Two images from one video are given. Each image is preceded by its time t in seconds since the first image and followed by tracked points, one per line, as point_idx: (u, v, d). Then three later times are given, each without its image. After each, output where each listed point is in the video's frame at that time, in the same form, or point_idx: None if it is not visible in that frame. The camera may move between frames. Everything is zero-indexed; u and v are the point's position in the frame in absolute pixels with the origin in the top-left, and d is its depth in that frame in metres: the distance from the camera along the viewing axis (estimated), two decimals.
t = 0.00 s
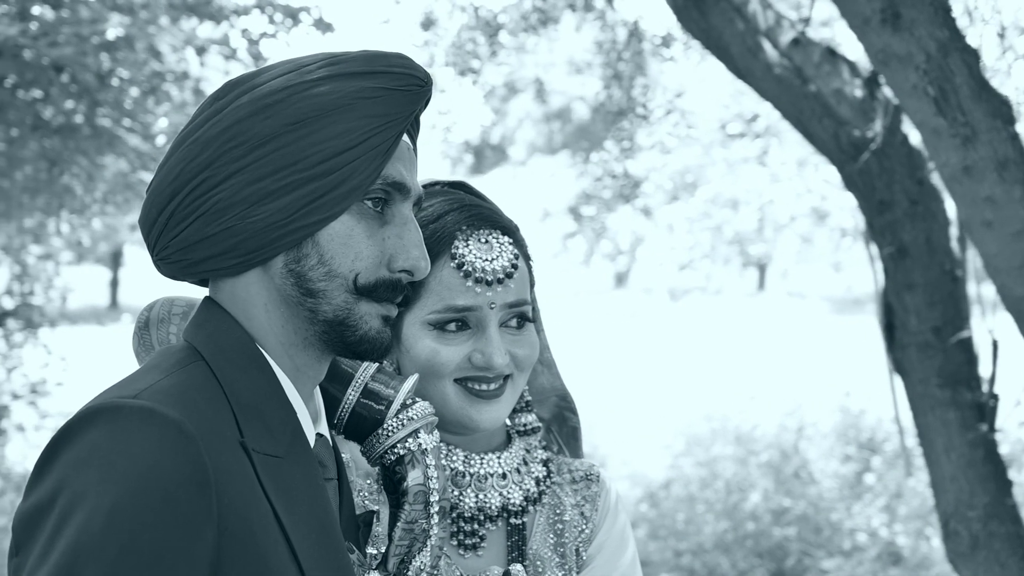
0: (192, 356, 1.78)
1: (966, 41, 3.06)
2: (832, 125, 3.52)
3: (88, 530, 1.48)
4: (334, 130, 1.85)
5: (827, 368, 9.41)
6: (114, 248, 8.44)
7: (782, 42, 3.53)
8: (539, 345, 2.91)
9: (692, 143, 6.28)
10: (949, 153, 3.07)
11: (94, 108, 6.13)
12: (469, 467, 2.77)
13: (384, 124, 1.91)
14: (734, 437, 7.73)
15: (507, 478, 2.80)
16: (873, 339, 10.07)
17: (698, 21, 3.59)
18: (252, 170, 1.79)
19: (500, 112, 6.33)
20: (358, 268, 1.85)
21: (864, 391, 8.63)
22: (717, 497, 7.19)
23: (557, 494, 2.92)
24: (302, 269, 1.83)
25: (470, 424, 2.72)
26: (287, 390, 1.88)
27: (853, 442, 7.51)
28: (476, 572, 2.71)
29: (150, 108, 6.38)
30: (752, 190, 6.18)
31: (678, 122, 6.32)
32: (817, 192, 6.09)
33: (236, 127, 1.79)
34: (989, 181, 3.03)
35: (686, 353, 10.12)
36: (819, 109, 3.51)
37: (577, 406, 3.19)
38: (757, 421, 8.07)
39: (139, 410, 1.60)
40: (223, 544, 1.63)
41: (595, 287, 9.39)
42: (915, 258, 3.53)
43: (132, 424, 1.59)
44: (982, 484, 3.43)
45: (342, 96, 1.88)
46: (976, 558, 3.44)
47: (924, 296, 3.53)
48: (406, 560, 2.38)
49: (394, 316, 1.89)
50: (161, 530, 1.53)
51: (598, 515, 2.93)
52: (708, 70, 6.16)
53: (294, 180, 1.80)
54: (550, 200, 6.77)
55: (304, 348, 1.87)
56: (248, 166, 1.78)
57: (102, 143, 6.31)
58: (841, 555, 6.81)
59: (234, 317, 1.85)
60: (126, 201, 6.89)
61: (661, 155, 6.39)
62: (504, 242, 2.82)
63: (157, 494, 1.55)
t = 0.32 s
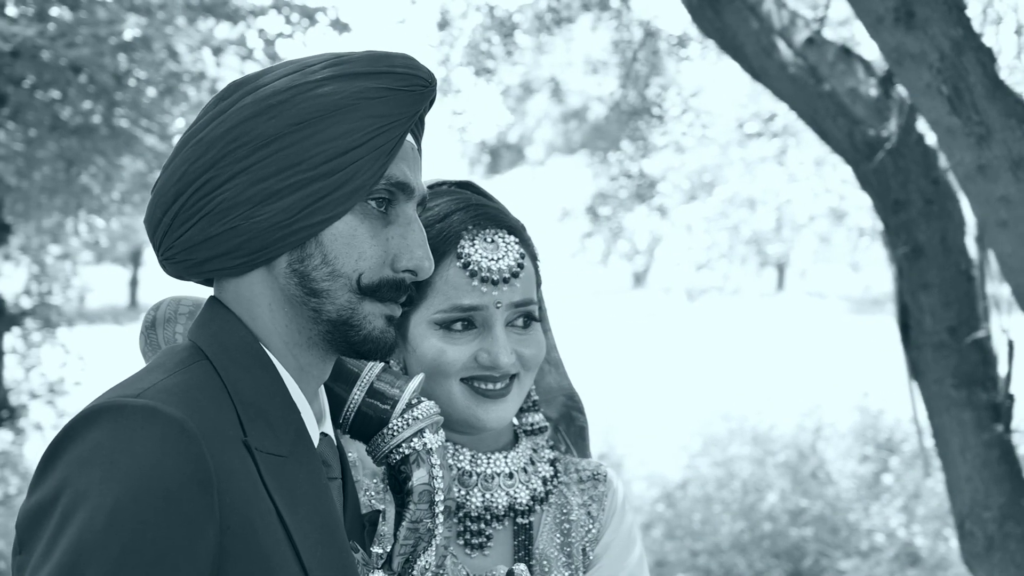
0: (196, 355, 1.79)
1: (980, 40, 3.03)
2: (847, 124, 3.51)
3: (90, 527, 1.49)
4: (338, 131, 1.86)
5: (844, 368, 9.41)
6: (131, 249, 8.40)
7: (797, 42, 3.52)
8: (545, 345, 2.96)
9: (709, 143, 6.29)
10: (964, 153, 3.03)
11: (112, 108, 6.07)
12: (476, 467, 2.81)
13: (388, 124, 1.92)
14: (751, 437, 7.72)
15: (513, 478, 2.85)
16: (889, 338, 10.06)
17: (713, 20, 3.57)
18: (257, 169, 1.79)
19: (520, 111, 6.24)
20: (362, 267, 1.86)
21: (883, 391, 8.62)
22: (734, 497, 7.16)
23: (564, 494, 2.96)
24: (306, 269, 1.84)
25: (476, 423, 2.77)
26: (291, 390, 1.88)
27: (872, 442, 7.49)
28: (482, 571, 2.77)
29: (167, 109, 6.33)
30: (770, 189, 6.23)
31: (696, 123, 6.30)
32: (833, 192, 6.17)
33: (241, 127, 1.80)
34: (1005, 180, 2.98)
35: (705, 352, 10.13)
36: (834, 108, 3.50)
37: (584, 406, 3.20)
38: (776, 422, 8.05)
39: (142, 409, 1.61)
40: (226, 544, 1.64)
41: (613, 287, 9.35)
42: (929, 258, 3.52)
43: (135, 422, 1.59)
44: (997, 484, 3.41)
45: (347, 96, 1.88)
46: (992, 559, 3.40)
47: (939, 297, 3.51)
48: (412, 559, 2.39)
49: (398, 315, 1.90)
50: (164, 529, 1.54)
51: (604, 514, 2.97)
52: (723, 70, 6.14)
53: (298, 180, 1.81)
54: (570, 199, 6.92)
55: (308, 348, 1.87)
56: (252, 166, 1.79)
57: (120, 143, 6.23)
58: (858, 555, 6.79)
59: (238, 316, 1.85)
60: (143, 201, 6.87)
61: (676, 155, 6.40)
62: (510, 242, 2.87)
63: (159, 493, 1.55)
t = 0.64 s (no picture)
0: (199, 355, 1.80)
1: (995, 40, 3.00)
2: (862, 124, 3.49)
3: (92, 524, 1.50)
4: (341, 131, 1.86)
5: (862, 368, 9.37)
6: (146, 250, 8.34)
7: (811, 41, 3.50)
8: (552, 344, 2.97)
9: (725, 143, 6.17)
10: (978, 152, 2.99)
11: (130, 108, 5.92)
12: (482, 466, 2.83)
13: (392, 124, 1.92)
14: (768, 437, 7.71)
15: (519, 477, 2.86)
16: (905, 335, 10.04)
17: (727, 19, 3.51)
18: (260, 169, 1.80)
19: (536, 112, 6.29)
20: (365, 267, 1.87)
21: (901, 391, 8.58)
22: (751, 497, 7.12)
23: (571, 494, 2.97)
24: (309, 269, 1.84)
25: (483, 422, 2.79)
26: (294, 389, 1.89)
27: (890, 442, 7.47)
28: (489, 570, 2.78)
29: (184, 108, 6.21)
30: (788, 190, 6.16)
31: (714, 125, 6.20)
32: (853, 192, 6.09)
33: (244, 127, 1.80)
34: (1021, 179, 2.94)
35: (722, 352, 10.10)
36: (848, 108, 3.48)
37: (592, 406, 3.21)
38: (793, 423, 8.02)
39: (144, 408, 1.61)
40: (227, 543, 1.64)
41: (630, 287, 9.32)
42: (945, 257, 3.49)
43: (136, 421, 1.60)
44: (1013, 485, 3.40)
45: (349, 96, 1.89)
46: (1008, 561, 3.41)
47: (954, 296, 3.48)
48: (416, 558, 2.42)
49: (401, 315, 1.90)
50: (166, 528, 1.55)
51: (611, 514, 2.97)
52: (737, 70, 6.03)
53: (301, 180, 1.81)
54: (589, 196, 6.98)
55: (311, 348, 1.88)
56: (255, 166, 1.79)
57: (138, 142, 6.07)
58: (875, 556, 6.76)
59: (242, 316, 1.86)
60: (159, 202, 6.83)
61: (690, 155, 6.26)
62: (516, 242, 2.88)
63: (161, 492, 1.56)
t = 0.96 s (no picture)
0: (201, 354, 1.80)
1: (1008, 38, 2.97)
2: (876, 124, 3.48)
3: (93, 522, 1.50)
4: (342, 131, 1.86)
5: (879, 368, 9.34)
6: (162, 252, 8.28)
7: (825, 40, 3.47)
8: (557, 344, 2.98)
9: (743, 143, 6.15)
10: (992, 152, 2.97)
11: (146, 109, 5.68)
12: (487, 466, 2.84)
13: (394, 124, 1.93)
14: (785, 437, 7.70)
15: (524, 477, 2.87)
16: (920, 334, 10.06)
17: (741, 18, 3.47)
18: (263, 170, 1.80)
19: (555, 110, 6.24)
20: (366, 267, 1.87)
21: (918, 391, 8.56)
22: (767, 497, 7.10)
23: (575, 493, 2.98)
24: (310, 269, 1.85)
25: (488, 422, 2.80)
26: (295, 389, 1.90)
27: (907, 442, 7.45)
28: (493, 570, 2.79)
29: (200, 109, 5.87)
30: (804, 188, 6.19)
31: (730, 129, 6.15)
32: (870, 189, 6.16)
33: (246, 128, 1.81)
34: None
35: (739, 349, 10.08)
36: (862, 108, 3.46)
37: (597, 406, 3.21)
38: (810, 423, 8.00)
39: (145, 408, 1.62)
40: (227, 541, 1.65)
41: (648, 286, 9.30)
42: (959, 257, 3.47)
43: (137, 420, 1.61)
44: None
45: (351, 97, 1.89)
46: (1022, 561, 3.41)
47: (969, 296, 3.46)
48: (419, 557, 2.43)
49: (402, 315, 1.91)
50: (165, 526, 1.55)
51: (616, 514, 2.99)
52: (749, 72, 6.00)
53: (303, 180, 1.82)
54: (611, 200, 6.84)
55: (313, 347, 1.89)
56: (257, 166, 1.80)
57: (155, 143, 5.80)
58: (891, 557, 6.73)
59: (244, 316, 1.87)
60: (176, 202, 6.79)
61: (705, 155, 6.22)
62: (521, 242, 2.89)
63: (160, 491, 1.56)
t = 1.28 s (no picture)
0: (204, 355, 1.81)
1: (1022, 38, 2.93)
2: (890, 124, 3.47)
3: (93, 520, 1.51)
4: (344, 132, 1.87)
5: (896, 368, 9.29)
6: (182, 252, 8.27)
7: (839, 40, 3.45)
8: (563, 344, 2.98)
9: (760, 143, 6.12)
10: (1006, 153, 2.95)
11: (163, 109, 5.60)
12: (492, 466, 2.85)
13: (397, 125, 1.93)
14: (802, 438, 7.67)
15: (529, 477, 2.88)
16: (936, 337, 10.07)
17: (754, 18, 3.45)
18: (265, 171, 1.81)
19: (572, 110, 6.32)
20: (368, 268, 1.87)
21: (935, 392, 8.54)
22: (784, 499, 7.09)
23: (580, 494, 2.99)
24: (312, 269, 1.85)
25: (493, 422, 2.80)
26: (297, 390, 1.90)
27: (926, 443, 7.40)
28: (498, 570, 2.80)
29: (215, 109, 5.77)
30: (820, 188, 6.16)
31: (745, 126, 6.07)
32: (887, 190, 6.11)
33: (249, 130, 1.82)
34: None
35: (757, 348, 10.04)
36: (875, 107, 3.45)
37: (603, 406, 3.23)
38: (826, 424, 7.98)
39: (145, 408, 1.63)
40: (227, 540, 1.66)
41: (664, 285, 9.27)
42: (973, 258, 3.46)
43: (137, 420, 1.61)
44: None
45: (353, 98, 1.89)
46: None
47: (984, 297, 3.45)
48: (422, 557, 2.44)
49: (403, 316, 1.91)
50: (164, 525, 1.56)
51: (621, 514, 3.00)
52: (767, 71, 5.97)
53: (305, 180, 1.82)
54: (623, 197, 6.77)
55: (315, 348, 1.89)
56: (259, 168, 1.81)
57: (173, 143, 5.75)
58: (908, 558, 6.71)
59: (247, 317, 1.88)
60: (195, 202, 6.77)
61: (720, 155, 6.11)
62: (526, 242, 2.90)
63: (160, 489, 1.57)
